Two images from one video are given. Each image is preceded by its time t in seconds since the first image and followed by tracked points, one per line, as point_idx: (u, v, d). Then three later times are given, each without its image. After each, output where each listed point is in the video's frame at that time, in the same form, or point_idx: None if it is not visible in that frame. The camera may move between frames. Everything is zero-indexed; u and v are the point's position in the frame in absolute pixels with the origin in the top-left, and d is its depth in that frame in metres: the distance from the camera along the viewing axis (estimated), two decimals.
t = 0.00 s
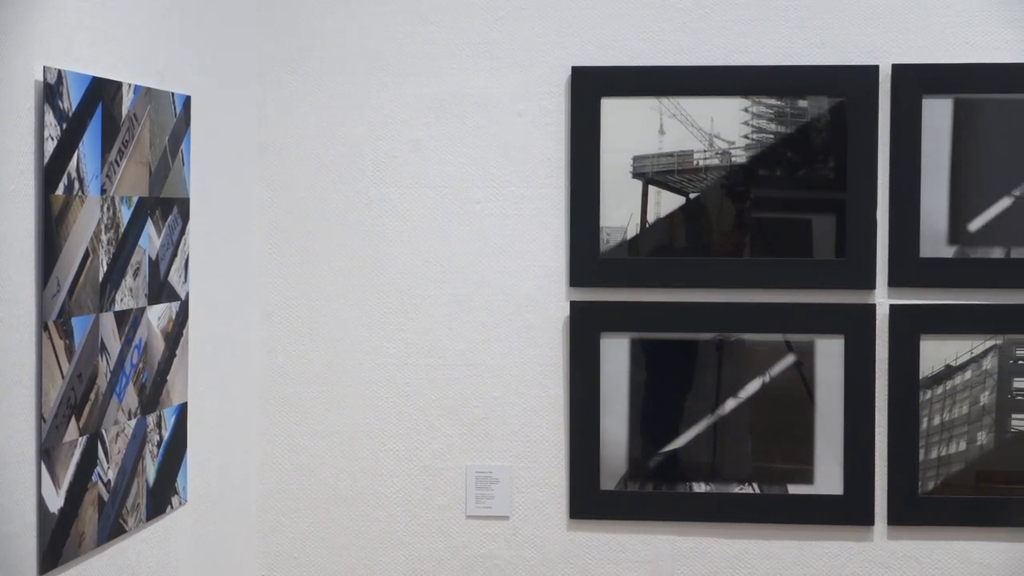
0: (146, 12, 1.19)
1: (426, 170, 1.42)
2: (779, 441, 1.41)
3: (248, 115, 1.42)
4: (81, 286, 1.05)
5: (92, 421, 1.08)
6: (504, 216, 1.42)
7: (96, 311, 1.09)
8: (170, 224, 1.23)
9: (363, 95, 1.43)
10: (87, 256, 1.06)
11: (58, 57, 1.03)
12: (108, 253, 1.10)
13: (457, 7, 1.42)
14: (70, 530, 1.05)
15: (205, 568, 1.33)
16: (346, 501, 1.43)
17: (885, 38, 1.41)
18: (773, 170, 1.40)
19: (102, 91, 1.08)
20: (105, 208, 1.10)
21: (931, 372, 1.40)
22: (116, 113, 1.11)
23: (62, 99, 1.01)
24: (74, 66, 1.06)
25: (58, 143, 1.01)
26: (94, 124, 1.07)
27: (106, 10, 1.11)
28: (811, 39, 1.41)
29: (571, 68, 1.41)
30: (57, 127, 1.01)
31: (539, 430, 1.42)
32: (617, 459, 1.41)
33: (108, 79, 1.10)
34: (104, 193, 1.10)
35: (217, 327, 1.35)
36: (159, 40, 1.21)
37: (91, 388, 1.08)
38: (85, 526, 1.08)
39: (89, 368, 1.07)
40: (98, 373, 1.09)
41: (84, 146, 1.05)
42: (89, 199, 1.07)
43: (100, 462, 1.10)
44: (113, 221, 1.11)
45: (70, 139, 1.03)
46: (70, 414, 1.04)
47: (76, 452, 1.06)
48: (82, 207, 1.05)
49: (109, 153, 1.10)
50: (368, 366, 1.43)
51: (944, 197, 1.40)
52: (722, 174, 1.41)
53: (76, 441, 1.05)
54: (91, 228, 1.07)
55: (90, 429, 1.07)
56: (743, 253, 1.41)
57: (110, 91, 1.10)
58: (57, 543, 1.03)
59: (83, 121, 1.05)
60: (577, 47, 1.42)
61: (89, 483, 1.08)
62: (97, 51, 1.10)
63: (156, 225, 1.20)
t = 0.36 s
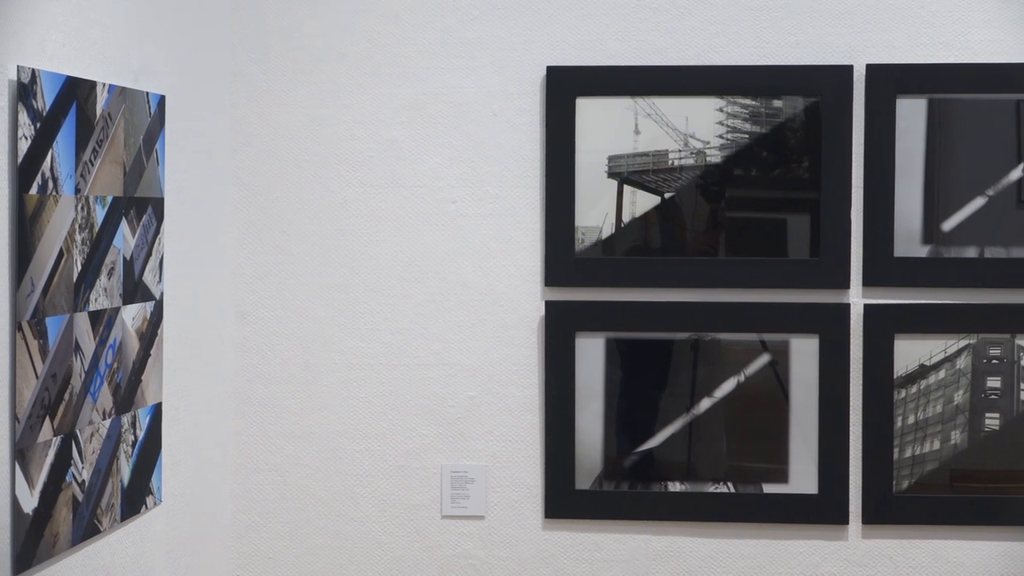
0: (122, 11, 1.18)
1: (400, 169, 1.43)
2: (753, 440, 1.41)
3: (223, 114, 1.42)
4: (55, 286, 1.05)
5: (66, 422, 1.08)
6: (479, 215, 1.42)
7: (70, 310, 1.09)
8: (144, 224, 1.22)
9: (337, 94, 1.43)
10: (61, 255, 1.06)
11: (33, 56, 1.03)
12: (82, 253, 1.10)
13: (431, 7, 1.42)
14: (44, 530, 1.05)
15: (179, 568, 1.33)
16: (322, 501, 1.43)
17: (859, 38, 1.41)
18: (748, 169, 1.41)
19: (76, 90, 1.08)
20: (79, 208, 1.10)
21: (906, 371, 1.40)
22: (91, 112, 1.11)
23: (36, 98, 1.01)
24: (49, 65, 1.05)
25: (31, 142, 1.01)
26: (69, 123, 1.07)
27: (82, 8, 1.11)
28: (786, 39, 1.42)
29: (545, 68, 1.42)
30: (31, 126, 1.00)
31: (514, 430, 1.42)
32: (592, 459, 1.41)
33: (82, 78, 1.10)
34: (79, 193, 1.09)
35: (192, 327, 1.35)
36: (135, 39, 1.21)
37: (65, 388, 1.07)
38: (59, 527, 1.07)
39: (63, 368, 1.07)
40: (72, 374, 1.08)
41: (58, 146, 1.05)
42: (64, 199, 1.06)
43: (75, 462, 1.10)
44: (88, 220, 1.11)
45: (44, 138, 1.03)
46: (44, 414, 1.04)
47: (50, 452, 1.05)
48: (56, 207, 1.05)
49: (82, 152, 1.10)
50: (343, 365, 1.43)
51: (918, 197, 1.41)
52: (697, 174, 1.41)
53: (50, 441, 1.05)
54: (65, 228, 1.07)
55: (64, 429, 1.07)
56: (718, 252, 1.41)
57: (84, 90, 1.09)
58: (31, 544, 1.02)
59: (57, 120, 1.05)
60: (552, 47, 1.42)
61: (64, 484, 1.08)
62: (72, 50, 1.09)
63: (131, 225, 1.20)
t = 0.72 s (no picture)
0: (97, 10, 1.18)
1: (375, 169, 1.42)
2: (728, 440, 1.41)
3: (197, 113, 1.42)
4: (29, 286, 1.05)
5: (39, 422, 1.08)
6: (454, 215, 1.42)
7: (44, 311, 1.08)
8: (118, 223, 1.22)
9: (312, 93, 1.43)
10: (35, 255, 1.06)
11: (5, 56, 1.02)
12: (56, 253, 1.10)
13: (406, 7, 1.42)
14: (17, 531, 1.04)
15: (153, 568, 1.32)
16: (296, 501, 1.43)
17: (832, 38, 1.42)
18: (722, 169, 1.41)
19: (49, 89, 1.08)
20: (53, 207, 1.10)
21: (879, 370, 1.41)
22: (64, 111, 1.10)
23: (9, 98, 1.01)
24: (21, 65, 1.05)
25: (5, 141, 1.01)
26: (42, 123, 1.07)
27: (55, 7, 1.10)
28: (761, 39, 1.42)
29: (520, 67, 1.42)
30: (5, 126, 1.01)
31: (489, 429, 1.42)
32: (567, 458, 1.41)
33: (56, 78, 1.10)
34: (51, 192, 1.09)
35: (166, 327, 1.35)
36: (109, 38, 1.21)
37: (38, 388, 1.07)
38: (32, 527, 1.07)
39: (36, 368, 1.07)
40: (45, 374, 1.08)
41: (32, 144, 1.05)
42: (37, 198, 1.06)
43: (48, 463, 1.10)
44: (62, 220, 1.11)
45: (17, 137, 1.03)
46: (17, 414, 1.04)
47: (23, 452, 1.05)
48: (29, 207, 1.05)
49: (56, 151, 1.10)
50: (317, 365, 1.43)
51: (891, 197, 1.41)
52: (672, 173, 1.41)
53: (23, 441, 1.05)
54: (39, 227, 1.07)
55: (37, 429, 1.07)
56: (692, 252, 1.41)
57: (57, 90, 1.09)
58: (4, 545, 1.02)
59: (30, 120, 1.05)
60: (526, 47, 1.42)
61: (37, 484, 1.08)
62: (45, 49, 1.09)
63: (105, 225, 1.19)
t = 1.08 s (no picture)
0: (71, 9, 1.18)
1: (350, 169, 1.43)
2: (702, 439, 1.41)
3: (171, 113, 1.42)
4: (2, 286, 1.05)
5: (12, 423, 1.08)
6: (428, 215, 1.42)
7: (16, 311, 1.08)
8: (92, 223, 1.22)
9: (287, 93, 1.43)
10: (8, 255, 1.06)
11: None
12: (29, 253, 1.10)
13: (381, 7, 1.42)
14: None
15: (127, 569, 1.32)
16: (271, 501, 1.43)
17: (806, 38, 1.42)
18: (696, 169, 1.41)
19: (22, 89, 1.07)
20: (26, 207, 1.09)
21: (853, 369, 1.41)
22: (37, 111, 1.10)
23: None
24: None
25: None
26: (15, 122, 1.06)
27: (28, 6, 1.10)
28: (734, 39, 1.42)
29: (494, 67, 1.42)
30: None
31: (463, 429, 1.42)
32: (541, 458, 1.41)
33: (29, 77, 1.09)
34: (24, 192, 1.09)
35: (141, 327, 1.35)
36: (83, 37, 1.20)
37: (11, 389, 1.07)
38: (5, 528, 1.07)
39: (9, 368, 1.06)
40: (18, 374, 1.08)
41: (5, 144, 1.05)
42: (10, 198, 1.06)
43: (21, 463, 1.09)
44: (35, 220, 1.10)
45: None
46: None
47: None
48: (3, 207, 1.05)
49: (29, 151, 1.09)
50: (292, 365, 1.43)
51: (865, 197, 1.41)
52: (646, 173, 1.41)
53: None
54: (11, 227, 1.06)
55: (10, 430, 1.07)
56: (666, 252, 1.41)
57: (30, 89, 1.09)
58: None
59: (3, 119, 1.04)
60: (500, 47, 1.42)
61: (10, 485, 1.07)
62: (18, 49, 1.09)
63: (78, 225, 1.19)
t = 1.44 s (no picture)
0: (41, 7, 1.17)
1: (322, 169, 1.43)
2: (674, 439, 1.41)
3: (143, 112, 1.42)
4: None
5: None
6: (400, 215, 1.43)
7: None
8: (63, 223, 1.21)
9: (259, 92, 1.43)
10: None
11: None
12: None
13: (352, 6, 1.42)
14: None
15: (98, 570, 1.32)
16: (243, 501, 1.43)
17: (777, 38, 1.42)
18: (668, 169, 1.41)
19: None
20: None
21: (825, 369, 1.41)
22: (8, 110, 1.10)
23: None
24: None
25: None
26: None
27: None
28: (706, 39, 1.43)
29: (466, 67, 1.42)
30: None
31: (435, 429, 1.42)
32: (514, 458, 1.41)
33: None
34: None
35: (112, 327, 1.34)
36: (54, 36, 1.20)
37: None
38: None
39: None
40: None
41: None
42: None
43: None
44: (4, 220, 1.10)
45: None
46: None
47: None
48: None
49: None
50: (264, 365, 1.43)
51: (836, 197, 1.42)
52: (618, 173, 1.41)
53: None
54: None
55: None
56: (638, 252, 1.42)
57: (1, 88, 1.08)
58: None
59: None
60: (472, 46, 1.42)
61: None
62: None
63: (49, 225, 1.18)
